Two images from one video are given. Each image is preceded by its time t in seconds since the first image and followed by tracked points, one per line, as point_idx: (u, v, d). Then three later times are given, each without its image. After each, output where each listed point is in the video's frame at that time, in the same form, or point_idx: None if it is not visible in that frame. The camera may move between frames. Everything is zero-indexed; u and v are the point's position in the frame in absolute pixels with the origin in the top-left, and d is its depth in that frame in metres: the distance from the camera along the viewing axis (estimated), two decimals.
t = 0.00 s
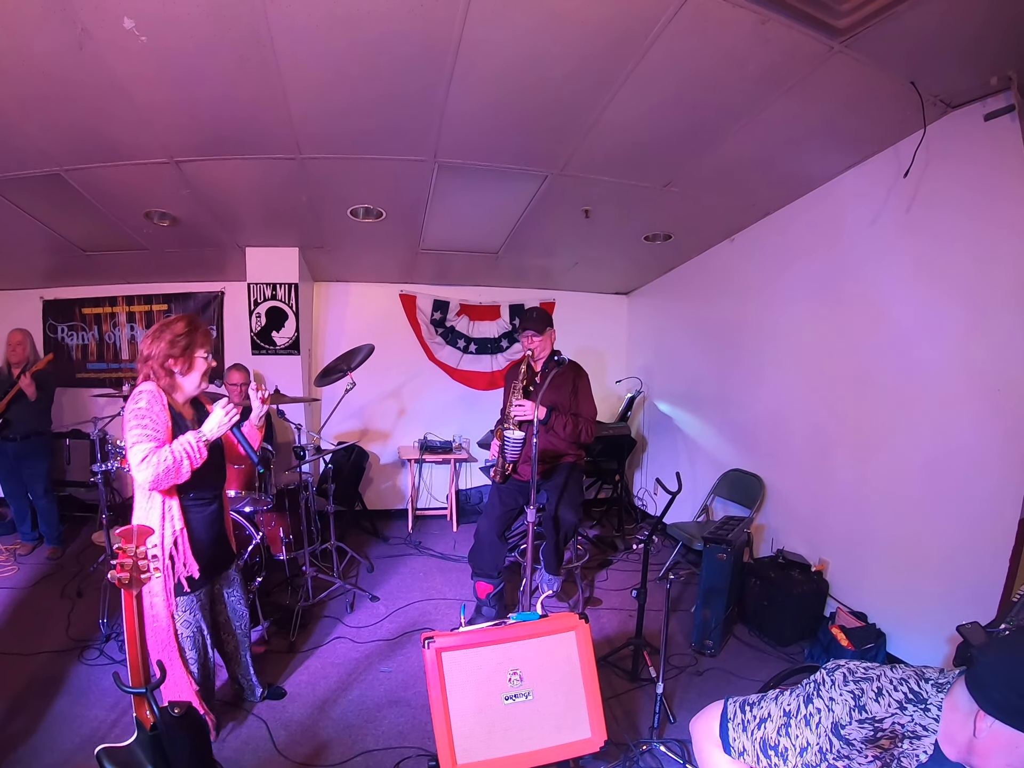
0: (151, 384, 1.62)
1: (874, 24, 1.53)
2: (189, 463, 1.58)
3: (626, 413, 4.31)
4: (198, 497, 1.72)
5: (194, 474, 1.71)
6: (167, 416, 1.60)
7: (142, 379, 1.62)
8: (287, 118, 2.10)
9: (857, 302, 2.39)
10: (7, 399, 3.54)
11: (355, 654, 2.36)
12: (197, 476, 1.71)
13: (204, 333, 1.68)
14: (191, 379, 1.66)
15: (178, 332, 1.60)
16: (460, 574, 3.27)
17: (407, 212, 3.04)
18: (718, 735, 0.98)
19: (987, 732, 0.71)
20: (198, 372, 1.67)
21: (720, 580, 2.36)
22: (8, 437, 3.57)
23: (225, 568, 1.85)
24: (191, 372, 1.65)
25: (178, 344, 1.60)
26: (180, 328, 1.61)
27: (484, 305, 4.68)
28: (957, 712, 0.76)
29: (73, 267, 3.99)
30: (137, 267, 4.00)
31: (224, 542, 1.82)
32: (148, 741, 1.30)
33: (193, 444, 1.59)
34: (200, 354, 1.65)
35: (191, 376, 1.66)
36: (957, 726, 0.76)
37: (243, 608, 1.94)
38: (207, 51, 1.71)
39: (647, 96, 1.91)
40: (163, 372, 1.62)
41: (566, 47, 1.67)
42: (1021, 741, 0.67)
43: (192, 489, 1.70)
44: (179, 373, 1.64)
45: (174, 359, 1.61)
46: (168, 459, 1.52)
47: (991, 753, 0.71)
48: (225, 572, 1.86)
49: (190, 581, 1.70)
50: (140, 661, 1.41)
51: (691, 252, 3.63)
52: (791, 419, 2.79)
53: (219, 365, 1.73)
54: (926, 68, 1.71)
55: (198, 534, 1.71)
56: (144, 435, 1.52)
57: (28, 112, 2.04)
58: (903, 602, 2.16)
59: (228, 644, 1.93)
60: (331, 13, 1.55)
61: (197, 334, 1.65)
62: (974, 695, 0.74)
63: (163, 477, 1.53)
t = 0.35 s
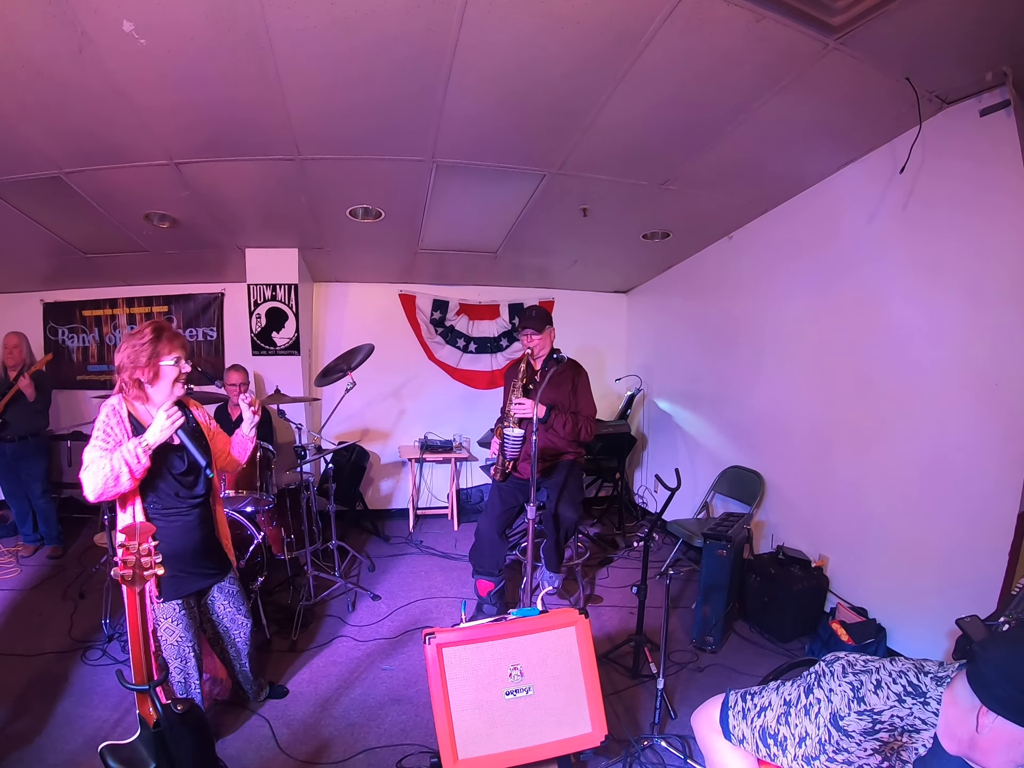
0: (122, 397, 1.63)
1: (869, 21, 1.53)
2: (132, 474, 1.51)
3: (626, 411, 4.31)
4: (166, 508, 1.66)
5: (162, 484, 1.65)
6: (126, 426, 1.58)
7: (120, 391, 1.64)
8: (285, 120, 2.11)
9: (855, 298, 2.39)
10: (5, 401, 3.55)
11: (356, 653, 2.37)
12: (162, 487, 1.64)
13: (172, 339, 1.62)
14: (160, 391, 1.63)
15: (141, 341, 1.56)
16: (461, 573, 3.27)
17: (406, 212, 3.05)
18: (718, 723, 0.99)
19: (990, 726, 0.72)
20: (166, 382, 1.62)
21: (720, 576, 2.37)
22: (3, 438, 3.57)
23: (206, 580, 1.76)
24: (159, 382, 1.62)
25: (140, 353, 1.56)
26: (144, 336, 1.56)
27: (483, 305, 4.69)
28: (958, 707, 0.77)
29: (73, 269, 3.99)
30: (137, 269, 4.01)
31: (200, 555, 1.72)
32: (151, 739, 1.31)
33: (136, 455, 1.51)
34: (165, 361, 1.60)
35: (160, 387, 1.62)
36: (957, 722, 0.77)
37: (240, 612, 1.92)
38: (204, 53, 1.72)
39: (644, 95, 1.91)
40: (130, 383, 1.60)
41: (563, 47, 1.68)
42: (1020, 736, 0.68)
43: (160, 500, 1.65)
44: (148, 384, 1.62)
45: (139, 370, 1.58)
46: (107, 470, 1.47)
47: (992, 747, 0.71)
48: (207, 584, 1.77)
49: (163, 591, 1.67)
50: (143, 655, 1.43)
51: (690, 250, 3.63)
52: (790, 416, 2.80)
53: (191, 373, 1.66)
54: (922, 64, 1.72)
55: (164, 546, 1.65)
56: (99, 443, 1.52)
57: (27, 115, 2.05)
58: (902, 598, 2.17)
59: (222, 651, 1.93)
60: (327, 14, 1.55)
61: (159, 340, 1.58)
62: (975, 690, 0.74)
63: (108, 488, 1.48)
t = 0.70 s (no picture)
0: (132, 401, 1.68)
1: (856, 25, 1.56)
2: (135, 475, 1.56)
3: (625, 414, 4.33)
4: (171, 510, 1.69)
5: (168, 487, 1.68)
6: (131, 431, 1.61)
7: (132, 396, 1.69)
8: (283, 132, 2.14)
9: (850, 299, 2.41)
10: (10, 408, 3.59)
11: (357, 656, 2.39)
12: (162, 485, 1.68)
13: (174, 346, 1.64)
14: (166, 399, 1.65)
15: (146, 348, 1.59)
16: (461, 576, 3.29)
17: (404, 220, 3.09)
18: (705, 724, 1.03)
19: (974, 728, 0.72)
20: (171, 389, 1.64)
21: (717, 578, 2.40)
22: (12, 445, 3.62)
23: (211, 579, 1.79)
24: (164, 390, 1.63)
25: (144, 361, 1.58)
26: (147, 343, 1.59)
27: (483, 311, 4.72)
28: (941, 707, 0.76)
29: (77, 278, 4.04)
30: (140, 278, 4.06)
31: (204, 555, 1.75)
32: (155, 738, 1.33)
33: (138, 458, 1.55)
34: (168, 369, 1.61)
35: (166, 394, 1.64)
36: (940, 721, 0.76)
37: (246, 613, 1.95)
38: (203, 68, 1.75)
39: (636, 103, 1.94)
40: (136, 390, 1.60)
41: (554, 57, 1.71)
42: (1003, 738, 0.68)
43: (166, 502, 1.69)
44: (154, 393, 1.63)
45: (145, 378, 1.59)
46: (111, 472, 1.52)
47: (978, 749, 0.71)
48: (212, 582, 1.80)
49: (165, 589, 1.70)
50: (147, 658, 1.41)
51: (687, 254, 3.66)
52: (787, 418, 2.82)
53: (195, 380, 1.67)
54: (911, 67, 1.74)
55: (168, 546, 1.69)
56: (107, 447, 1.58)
57: (30, 128, 2.09)
58: (899, 598, 2.18)
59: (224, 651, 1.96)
60: (322, 28, 1.58)
61: (161, 347, 1.61)
62: (958, 691, 0.73)
63: (114, 490, 1.53)
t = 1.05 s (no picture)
0: (169, 396, 1.73)
1: (851, 12, 1.54)
2: (200, 466, 1.67)
3: (630, 407, 4.32)
4: (217, 494, 1.80)
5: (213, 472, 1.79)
6: (179, 425, 1.70)
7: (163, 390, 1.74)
8: (283, 132, 2.16)
9: (851, 289, 2.39)
10: (22, 408, 3.65)
11: (363, 647, 2.42)
12: (216, 474, 1.80)
13: (215, 339, 1.75)
14: (205, 387, 1.76)
15: (187, 342, 1.67)
16: (467, 569, 3.31)
17: (406, 216, 3.09)
18: (697, 710, 1.03)
19: (964, 709, 0.72)
20: (210, 379, 1.75)
21: (719, 569, 2.40)
22: (24, 444, 3.68)
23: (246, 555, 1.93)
24: (204, 379, 1.75)
25: (187, 353, 1.67)
26: (190, 338, 1.67)
27: (487, 305, 4.72)
28: (934, 691, 0.78)
29: (85, 279, 4.09)
30: (146, 277, 4.10)
31: (244, 533, 1.89)
32: (158, 722, 1.35)
33: (201, 449, 1.66)
34: (211, 361, 1.73)
35: (205, 383, 1.76)
36: (933, 706, 0.78)
37: (263, 595, 2.03)
38: (200, 70, 1.76)
39: (632, 96, 1.93)
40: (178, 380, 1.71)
41: (548, 51, 1.70)
42: (992, 718, 0.69)
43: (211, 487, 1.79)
44: (194, 381, 1.74)
45: (186, 369, 1.69)
46: (178, 465, 1.61)
47: (969, 731, 0.72)
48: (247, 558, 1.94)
49: (214, 568, 1.79)
50: (149, 641, 1.45)
51: (690, 246, 3.63)
52: (790, 408, 2.80)
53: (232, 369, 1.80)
54: (909, 54, 1.72)
55: (214, 529, 1.78)
56: (161, 443, 1.63)
57: (33, 132, 2.11)
58: (902, 587, 2.18)
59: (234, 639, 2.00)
60: (315, 28, 1.59)
61: (205, 342, 1.71)
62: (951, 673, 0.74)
63: (180, 482, 1.63)
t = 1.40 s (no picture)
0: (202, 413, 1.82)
1: (840, 17, 1.56)
2: (248, 478, 1.78)
3: (633, 409, 4.34)
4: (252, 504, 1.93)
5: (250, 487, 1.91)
6: (218, 444, 1.79)
7: (193, 409, 1.82)
8: (285, 143, 2.20)
9: (848, 290, 2.41)
10: (34, 417, 3.71)
11: (368, 648, 2.45)
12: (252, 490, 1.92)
13: (240, 355, 1.89)
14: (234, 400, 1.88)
15: (213, 357, 1.79)
16: (471, 571, 3.34)
17: (408, 222, 3.13)
18: (688, 705, 1.06)
19: (941, 705, 0.77)
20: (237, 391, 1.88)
21: (720, 568, 2.41)
22: (35, 451, 3.74)
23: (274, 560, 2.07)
24: (232, 391, 1.86)
25: (217, 368, 1.80)
26: (215, 352, 1.79)
27: (490, 309, 4.75)
28: (916, 688, 0.82)
29: (92, 287, 4.15)
30: (153, 285, 4.16)
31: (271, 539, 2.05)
32: (167, 720, 1.38)
33: (247, 462, 1.78)
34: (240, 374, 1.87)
35: (232, 395, 1.87)
36: (915, 702, 0.82)
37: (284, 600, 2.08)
38: (203, 84, 1.81)
39: (627, 102, 1.96)
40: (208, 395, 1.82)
41: (542, 60, 1.73)
42: (969, 712, 0.73)
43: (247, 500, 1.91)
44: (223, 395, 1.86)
45: (215, 383, 1.81)
46: (231, 480, 1.72)
47: (945, 726, 0.76)
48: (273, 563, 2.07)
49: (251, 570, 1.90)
50: (159, 641, 1.48)
51: (691, 248, 3.65)
52: (790, 409, 2.81)
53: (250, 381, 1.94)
54: (900, 56, 1.74)
55: (258, 530, 1.96)
56: (207, 463, 1.72)
57: (41, 145, 2.16)
58: (901, 586, 2.19)
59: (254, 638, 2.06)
60: (315, 41, 1.63)
61: (234, 357, 1.84)
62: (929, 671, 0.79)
63: (231, 494, 1.74)
